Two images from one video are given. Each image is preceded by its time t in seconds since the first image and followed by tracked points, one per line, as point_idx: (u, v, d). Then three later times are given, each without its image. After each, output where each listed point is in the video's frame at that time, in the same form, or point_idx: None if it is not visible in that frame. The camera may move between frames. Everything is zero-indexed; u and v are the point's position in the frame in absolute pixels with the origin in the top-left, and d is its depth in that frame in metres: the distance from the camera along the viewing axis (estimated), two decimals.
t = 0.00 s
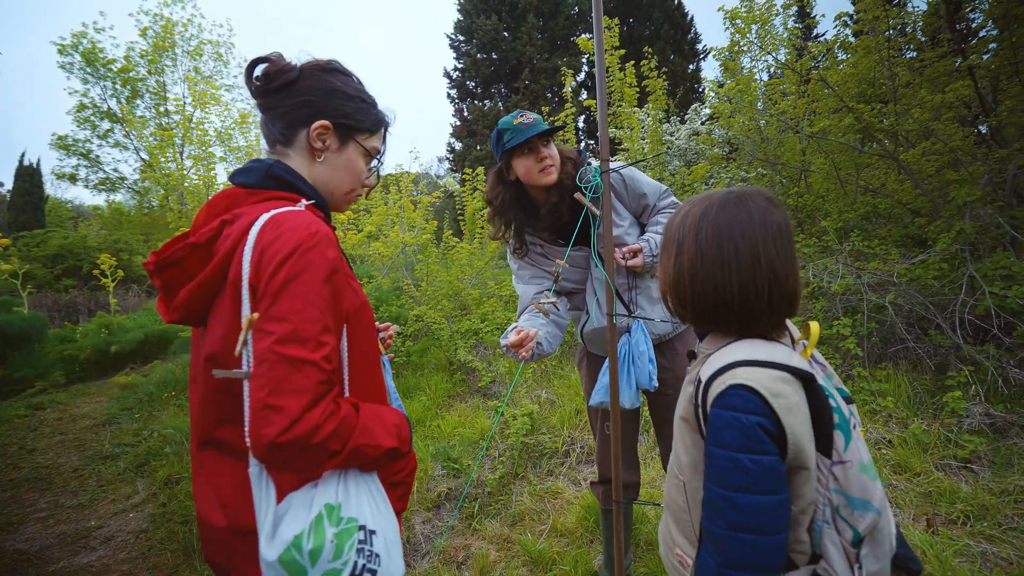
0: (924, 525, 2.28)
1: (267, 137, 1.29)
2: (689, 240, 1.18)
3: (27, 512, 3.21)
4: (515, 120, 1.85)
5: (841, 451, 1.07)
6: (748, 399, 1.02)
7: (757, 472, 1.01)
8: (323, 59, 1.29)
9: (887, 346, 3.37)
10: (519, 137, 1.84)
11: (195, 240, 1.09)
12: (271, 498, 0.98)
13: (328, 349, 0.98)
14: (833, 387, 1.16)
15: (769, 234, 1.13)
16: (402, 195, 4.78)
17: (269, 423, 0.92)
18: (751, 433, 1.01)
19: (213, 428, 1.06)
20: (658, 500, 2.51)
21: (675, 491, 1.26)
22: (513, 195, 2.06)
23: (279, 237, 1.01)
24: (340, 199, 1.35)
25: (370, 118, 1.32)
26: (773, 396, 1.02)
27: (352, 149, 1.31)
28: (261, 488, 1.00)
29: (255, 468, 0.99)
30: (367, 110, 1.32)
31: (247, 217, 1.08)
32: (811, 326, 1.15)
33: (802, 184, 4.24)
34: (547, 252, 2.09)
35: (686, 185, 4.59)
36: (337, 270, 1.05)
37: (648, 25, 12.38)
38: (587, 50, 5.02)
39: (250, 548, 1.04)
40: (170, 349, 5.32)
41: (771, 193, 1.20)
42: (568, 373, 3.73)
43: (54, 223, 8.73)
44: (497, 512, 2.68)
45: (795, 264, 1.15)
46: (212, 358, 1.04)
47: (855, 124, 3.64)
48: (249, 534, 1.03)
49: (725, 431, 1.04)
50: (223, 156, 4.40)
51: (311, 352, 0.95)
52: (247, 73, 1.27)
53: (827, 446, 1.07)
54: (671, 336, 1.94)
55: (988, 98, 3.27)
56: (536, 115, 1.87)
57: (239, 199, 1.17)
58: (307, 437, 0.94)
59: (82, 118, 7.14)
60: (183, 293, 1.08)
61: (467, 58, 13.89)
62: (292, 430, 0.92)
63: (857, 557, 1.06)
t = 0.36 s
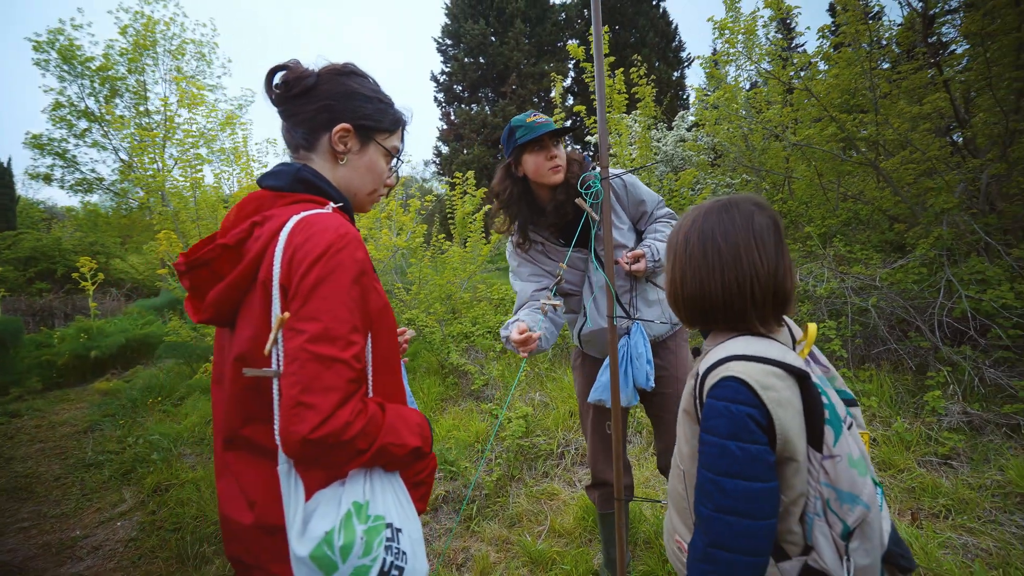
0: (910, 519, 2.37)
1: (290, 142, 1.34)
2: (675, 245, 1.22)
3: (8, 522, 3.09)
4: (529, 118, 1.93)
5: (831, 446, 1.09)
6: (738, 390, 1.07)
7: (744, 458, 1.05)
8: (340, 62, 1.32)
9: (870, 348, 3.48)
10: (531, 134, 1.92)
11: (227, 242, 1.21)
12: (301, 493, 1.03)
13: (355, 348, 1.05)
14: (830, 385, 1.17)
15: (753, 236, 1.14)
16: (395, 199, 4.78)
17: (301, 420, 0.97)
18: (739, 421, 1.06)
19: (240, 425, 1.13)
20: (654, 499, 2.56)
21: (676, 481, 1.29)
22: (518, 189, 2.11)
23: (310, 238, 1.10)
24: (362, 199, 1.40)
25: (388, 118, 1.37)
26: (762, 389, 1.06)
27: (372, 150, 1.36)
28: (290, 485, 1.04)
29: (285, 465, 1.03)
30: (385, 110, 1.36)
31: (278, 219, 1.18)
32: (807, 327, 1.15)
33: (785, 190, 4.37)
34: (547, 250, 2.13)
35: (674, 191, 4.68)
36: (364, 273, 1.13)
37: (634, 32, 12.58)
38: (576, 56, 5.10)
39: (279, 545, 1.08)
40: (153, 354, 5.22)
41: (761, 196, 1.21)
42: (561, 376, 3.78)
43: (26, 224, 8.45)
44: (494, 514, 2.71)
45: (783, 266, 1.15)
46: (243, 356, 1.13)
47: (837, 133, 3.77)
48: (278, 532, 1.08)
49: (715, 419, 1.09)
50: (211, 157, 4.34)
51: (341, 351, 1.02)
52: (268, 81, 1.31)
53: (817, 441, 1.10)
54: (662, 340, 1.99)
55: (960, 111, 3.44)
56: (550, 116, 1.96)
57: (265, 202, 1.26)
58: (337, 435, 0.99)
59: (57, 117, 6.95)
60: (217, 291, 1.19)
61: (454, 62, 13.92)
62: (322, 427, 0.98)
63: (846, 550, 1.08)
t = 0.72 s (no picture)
0: (883, 513, 2.48)
1: (287, 147, 1.32)
2: (673, 251, 1.26)
3: None
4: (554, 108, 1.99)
5: (823, 445, 1.13)
6: (737, 392, 1.11)
7: (745, 458, 1.09)
8: (334, 65, 1.30)
9: (843, 349, 3.63)
10: (555, 121, 1.97)
11: (231, 247, 1.20)
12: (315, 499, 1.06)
13: (366, 352, 1.06)
14: (820, 388, 1.22)
15: (747, 242, 1.19)
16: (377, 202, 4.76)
17: (317, 424, 0.99)
18: (739, 422, 1.09)
19: (248, 433, 1.15)
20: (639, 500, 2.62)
21: (673, 481, 1.31)
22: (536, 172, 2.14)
23: (318, 243, 1.10)
24: (360, 202, 1.39)
25: (385, 120, 1.35)
26: (761, 391, 1.10)
27: (370, 153, 1.35)
28: (303, 491, 1.07)
29: (297, 473, 1.07)
30: (381, 112, 1.34)
31: (283, 224, 1.17)
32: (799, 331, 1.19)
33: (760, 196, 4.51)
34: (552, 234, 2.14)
35: (654, 196, 4.78)
36: (370, 278, 1.13)
37: (612, 39, 12.79)
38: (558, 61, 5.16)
39: (284, 553, 1.11)
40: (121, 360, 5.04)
41: (754, 203, 1.25)
42: (545, 379, 3.81)
43: None
44: (482, 517, 2.72)
45: (776, 270, 1.19)
46: (248, 363, 1.13)
47: (810, 142, 3.91)
48: (286, 538, 1.11)
49: (716, 421, 1.12)
50: (185, 157, 4.23)
51: (354, 355, 1.03)
52: (261, 85, 1.29)
53: (811, 441, 1.14)
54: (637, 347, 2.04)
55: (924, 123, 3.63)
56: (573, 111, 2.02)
57: (268, 206, 1.26)
58: (353, 438, 1.01)
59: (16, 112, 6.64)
60: (218, 298, 1.18)
61: (433, 64, 13.87)
62: (338, 431, 1.00)
63: (836, 544, 1.12)
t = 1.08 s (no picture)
0: (860, 511, 2.54)
1: (263, 148, 1.25)
2: (664, 256, 1.27)
3: None
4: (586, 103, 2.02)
5: (807, 447, 1.14)
6: (724, 395, 1.11)
7: (732, 461, 1.09)
8: (308, 61, 1.21)
9: (818, 350, 3.71)
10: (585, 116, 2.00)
11: (211, 251, 1.16)
12: (308, 509, 1.03)
13: (356, 357, 1.04)
14: (805, 391, 1.22)
15: (736, 248, 1.20)
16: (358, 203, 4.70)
17: (309, 432, 0.96)
18: (726, 425, 1.09)
19: (233, 443, 1.12)
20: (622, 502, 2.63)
21: (660, 482, 1.31)
22: (559, 162, 2.14)
23: (305, 246, 1.08)
24: (341, 203, 1.32)
25: (363, 118, 1.26)
26: (749, 394, 1.10)
27: (349, 153, 1.27)
28: (295, 501, 1.04)
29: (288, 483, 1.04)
30: (360, 109, 1.26)
31: (266, 227, 1.14)
32: (784, 335, 1.20)
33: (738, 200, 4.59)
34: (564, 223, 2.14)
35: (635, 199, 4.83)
36: (358, 281, 1.11)
37: (592, 43, 12.91)
38: (539, 64, 5.18)
39: (278, 565, 1.08)
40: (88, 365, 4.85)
41: (745, 210, 1.27)
42: (527, 382, 3.80)
43: None
44: (466, 522, 2.70)
45: (765, 276, 1.21)
46: (232, 372, 1.10)
47: (786, 148, 3.99)
48: (277, 550, 1.08)
49: (703, 424, 1.12)
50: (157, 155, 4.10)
51: (345, 360, 1.01)
52: (234, 85, 1.21)
53: (796, 443, 1.14)
54: (621, 350, 2.03)
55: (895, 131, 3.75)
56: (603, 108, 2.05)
57: (248, 208, 1.20)
58: (346, 445, 1.00)
59: None
60: (198, 304, 1.14)
61: (413, 65, 13.78)
62: (330, 438, 0.98)
63: (819, 545, 1.12)
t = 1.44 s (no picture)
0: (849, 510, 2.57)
1: (260, 147, 1.23)
2: (666, 259, 1.29)
3: None
4: (609, 105, 2.01)
5: (806, 452, 1.11)
6: (722, 399, 1.10)
7: (729, 464, 1.07)
8: (308, 61, 1.18)
9: (805, 352, 3.76)
10: (608, 118, 1.99)
11: (204, 253, 1.12)
12: (302, 521, 0.99)
13: (353, 363, 1.01)
14: (805, 395, 1.21)
15: (737, 252, 1.21)
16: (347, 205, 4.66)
17: (305, 439, 0.94)
18: (723, 428, 1.08)
19: (223, 451, 1.08)
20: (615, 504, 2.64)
21: (660, 483, 1.31)
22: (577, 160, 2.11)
23: (301, 248, 1.06)
24: (339, 205, 1.30)
25: (363, 119, 1.24)
26: (747, 399, 1.08)
27: (347, 154, 1.25)
28: (289, 512, 1.00)
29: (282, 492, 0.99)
30: (360, 110, 1.23)
31: (262, 228, 1.11)
32: (788, 339, 1.19)
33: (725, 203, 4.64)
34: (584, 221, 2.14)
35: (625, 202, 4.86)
36: (354, 284, 1.08)
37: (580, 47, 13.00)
38: (529, 67, 5.19)
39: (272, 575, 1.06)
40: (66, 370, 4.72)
41: (747, 214, 1.28)
42: (518, 384, 3.80)
43: None
44: (458, 526, 2.68)
45: (766, 281, 1.21)
46: (225, 377, 1.07)
47: (773, 151, 4.04)
48: (270, 561, 1.05)
49: (701, 427, 1.10)
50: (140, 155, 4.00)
51: (341, 365, 0.99)
52: (232, 84, 1.19)
53: (794, 448, 1.12)
54: (622, 353, 2.02)
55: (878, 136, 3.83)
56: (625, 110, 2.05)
57: (243, 209, 1.17)
58: (341, 453, 0.96)
59: None
60: (191, 307, 1.11)
61: (401, 67, 13.72)
62: (325, 446, 0.95)
63: (817, 549, 1.10)
